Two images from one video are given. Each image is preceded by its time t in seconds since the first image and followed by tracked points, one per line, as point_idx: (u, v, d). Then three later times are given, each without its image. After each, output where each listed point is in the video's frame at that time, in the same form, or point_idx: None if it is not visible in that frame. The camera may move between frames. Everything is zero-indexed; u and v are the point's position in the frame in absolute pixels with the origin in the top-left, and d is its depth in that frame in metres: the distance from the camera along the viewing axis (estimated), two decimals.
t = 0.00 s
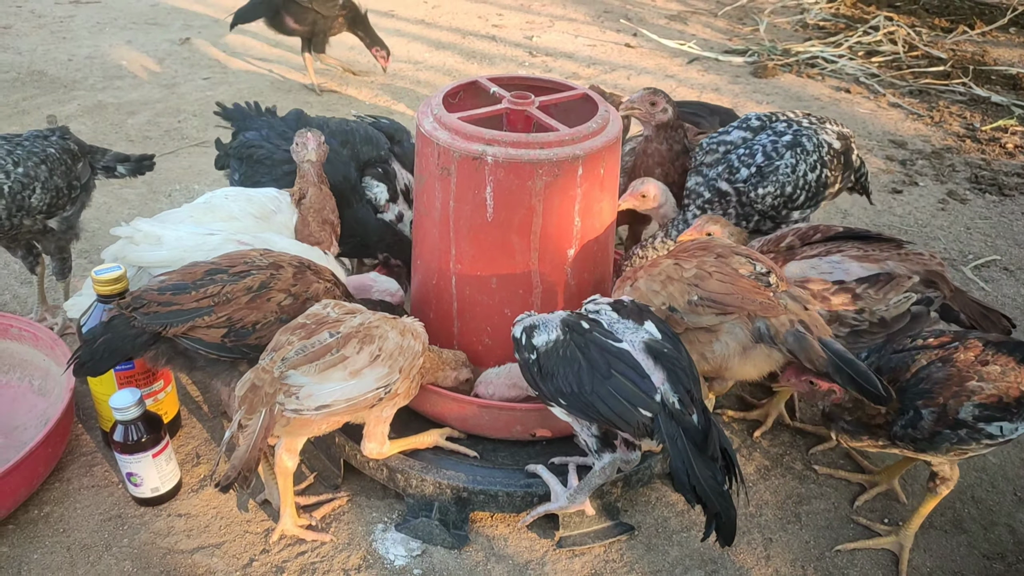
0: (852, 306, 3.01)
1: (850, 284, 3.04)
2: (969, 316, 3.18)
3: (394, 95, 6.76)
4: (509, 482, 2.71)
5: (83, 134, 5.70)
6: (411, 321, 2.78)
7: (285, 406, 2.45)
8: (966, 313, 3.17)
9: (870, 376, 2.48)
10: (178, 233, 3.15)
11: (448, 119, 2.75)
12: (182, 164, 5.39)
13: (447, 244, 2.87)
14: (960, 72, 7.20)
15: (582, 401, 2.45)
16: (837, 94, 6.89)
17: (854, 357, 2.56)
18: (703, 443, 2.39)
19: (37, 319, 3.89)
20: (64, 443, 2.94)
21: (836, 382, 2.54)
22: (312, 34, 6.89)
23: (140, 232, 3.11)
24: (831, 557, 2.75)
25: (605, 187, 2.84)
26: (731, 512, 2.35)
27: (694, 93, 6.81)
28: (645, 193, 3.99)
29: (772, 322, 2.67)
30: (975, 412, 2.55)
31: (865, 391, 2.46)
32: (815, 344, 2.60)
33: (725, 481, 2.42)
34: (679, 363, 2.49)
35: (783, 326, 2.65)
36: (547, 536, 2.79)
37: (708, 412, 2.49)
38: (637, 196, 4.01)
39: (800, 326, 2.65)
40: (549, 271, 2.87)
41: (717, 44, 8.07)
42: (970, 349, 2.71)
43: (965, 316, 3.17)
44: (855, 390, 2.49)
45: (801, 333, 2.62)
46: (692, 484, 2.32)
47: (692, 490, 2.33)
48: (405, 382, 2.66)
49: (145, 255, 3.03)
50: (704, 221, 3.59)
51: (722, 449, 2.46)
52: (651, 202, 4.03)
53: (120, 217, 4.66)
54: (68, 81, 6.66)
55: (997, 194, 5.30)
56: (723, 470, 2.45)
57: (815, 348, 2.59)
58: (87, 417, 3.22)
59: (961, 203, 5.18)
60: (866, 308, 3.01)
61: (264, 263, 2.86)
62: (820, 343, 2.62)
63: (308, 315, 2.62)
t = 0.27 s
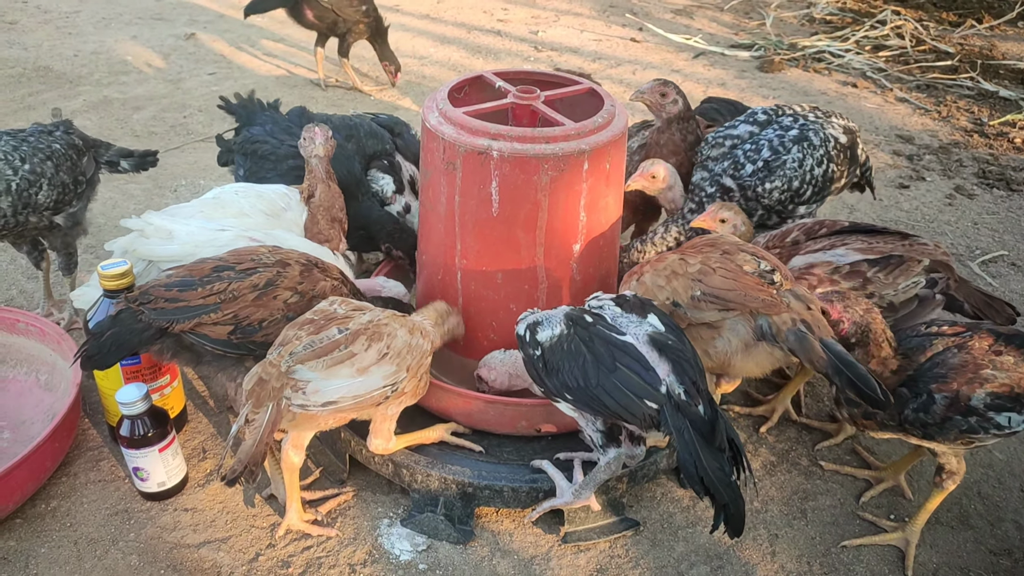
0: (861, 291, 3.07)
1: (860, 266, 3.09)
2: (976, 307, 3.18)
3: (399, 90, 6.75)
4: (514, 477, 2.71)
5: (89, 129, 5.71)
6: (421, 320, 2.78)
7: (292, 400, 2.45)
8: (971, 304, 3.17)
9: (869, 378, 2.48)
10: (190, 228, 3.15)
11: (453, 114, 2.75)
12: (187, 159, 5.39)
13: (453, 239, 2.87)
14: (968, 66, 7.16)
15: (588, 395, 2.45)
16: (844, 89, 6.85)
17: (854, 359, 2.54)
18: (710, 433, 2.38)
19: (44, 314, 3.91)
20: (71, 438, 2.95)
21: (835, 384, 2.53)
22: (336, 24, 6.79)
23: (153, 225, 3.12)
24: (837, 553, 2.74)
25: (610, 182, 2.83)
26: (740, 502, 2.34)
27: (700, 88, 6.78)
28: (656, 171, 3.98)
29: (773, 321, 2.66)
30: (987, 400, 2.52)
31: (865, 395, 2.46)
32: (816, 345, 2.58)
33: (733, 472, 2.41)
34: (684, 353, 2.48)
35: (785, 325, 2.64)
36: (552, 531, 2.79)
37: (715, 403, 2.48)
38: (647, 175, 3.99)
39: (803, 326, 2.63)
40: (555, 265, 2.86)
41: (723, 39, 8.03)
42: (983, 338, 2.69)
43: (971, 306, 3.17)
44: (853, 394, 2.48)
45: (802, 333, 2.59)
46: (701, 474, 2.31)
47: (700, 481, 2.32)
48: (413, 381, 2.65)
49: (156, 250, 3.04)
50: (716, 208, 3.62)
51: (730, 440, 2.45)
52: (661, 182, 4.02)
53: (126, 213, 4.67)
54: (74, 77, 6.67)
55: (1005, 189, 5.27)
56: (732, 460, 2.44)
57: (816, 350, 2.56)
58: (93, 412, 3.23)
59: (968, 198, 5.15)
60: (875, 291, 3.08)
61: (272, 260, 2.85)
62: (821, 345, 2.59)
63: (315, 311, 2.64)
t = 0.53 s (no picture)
0: (863, 288, 3.04)
1: (864, 266, 3.07)
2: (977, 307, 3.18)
3: (395, 87, 6.74)
4: (509, 474, 2.70)
5: (83, 126, 5.69)
6: (423, 296, 2.70)
7: (305, 408, 2.47)
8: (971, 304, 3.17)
9: (871, 374, 2.53)
10: (188, 224, 3.14)
11: (449, 111, 2.74)
12: (182, 156, 5.37)
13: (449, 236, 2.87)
14: (964, 64, 7.16)
15: (583, 391, 2.45)
16: (840, 86, 6.85)
17: (857, 356, 2.58)
18: (706, 427, 2.38)
19: (38, 312, 3.89)
20: (65, 435, 2.94)
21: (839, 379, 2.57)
22: (337, 19, 6.78)
23: (151, 221, 3.11)
24: (832, 550, 2.75)
25: (606, 179, 2.82)
26: (737, 495, 2.34)
27: (697, 86, 6.78)
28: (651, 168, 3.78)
29: (776, 318, 2.67)
30: (972, 391, 2.55)
31: (870, 390, 2.51)
32: (817, 341, 2.61)
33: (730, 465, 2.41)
34: (677, 347, 2.48)
35: (788, 322, 2.65)
36: (548, 528, 2.78)
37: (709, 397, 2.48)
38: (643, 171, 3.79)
39: (806, 324, 2.65)
40: (550, 262, 2.85)
41: (720, 36, 8.02)
42: (973, 332, 2.70)
43: (972, 306, 3.18)
44: (857, 389, 2.53)
45: (804, 331, 2.62)
46: (697, 468, 2.31)
47: (697, 474, 2.32)
48: (424, 359, 2.64)
49: (153, 245, 3.02)
50: (714, 198, 3.52)
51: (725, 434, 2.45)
52: (658, 178, 3.82)
53: (121, 210, 4.65)
54: (68, 73, 6.65)
55: (1001, 187, 5.28)
56: (728, 453, 2.44)
57: (819, 346, 2.60)
58: (87, 410, 3.22)
59: (964, 196, 5.15)
60: (877, 292, 3.03)
61: (267, 257, 2.85)
62: (824, 342, 2.62)
63: (313, 309, 2.62)
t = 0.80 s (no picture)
0: (853, 285, 3.09)
1: (856, 264, 3.11)
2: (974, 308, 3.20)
3: (393, 91, 6.74)
4: (504, 479, 2.70)
5: (79, 127, 5.68)
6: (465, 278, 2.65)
7: (345, 391, 2.52)
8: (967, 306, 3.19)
9: (857, 391, 2.49)
10: (187, 225, 3.13)
11: (446, 114, 2.74)
12: (178, 158, 5.36)
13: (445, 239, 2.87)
14: (959, 71, 7.19)
15: (576, 393, 2.45)
16: (836, 92, 6.88)
17: (844, 370, 2.55)
18: (699, 431, 2.38)
19: (32, 313, 3.88)
20: (58, 438, 2.92)
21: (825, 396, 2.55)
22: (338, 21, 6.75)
23: (150, 222, 3.10)
24: (826, 556, 2.75)
25: (602, 183, 2.82)
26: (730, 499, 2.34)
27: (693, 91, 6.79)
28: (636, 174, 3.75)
29: (766, 329, 2.67)
30: (914, 364, 2.65)
31: (852, 407, 2.48)
32: (807, 354, 2.60)
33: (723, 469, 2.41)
34: (670, 352, 2.48)
35: (777, 334, 2.65)
36: (542, 533, 2.78)
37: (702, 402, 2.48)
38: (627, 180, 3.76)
39: (795, 336, 2.65)
40: (546, 266, 2.86)
41: (716, 42, 8.05)
42: (935, 316, 2.77)
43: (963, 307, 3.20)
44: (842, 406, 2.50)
45: (793, 344, 2.62)
46: (691, 472, 2.30)
47: (690, 479, 2.31)
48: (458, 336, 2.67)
49: (151, 245, 3.01)
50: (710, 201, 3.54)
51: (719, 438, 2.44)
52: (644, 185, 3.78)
53: (116, 212, 4.64)
54: (64, 74, 6.63)
55: (995, 193, 5.29)
56: (722, 458, 2.44)
57: (807, 360, 2.59)
58: (80, 412, 3.21)
59: (959, 203, 5.17)
60: (868, 290, 3.08)
61: (269, 259, 2.83)
62: (813, 356, 2.61)
63: (355, 283, 2.58)
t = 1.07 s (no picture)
0: (867, 287, 3.09)
1: (873, 266, 3.12)
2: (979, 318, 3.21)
3: (394, 91, 6.74)
4: (506, 478, 2.70)
5: (80, 127, 5.68)
6: (463, 274, 2.67)
7: (348, 387, 2.52)
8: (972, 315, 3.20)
9: (853, 395, 2.55)
10: (187, 224, 3.13)
11: (447, 114, 2.74)
12: (179, 158, 5.36)
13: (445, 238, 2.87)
14: (960, 71, 7.19)
15: (580, 399, 2.45)
16: (837, 93, 6.88)
17: (840, 374, 2.60)
18: (700, 451, 2.39)
19: (33, 313, 3.88)
20: (60, 437, 2.92)
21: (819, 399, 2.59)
22: (339, 24, 6.80)
23: (151, 221, 3.09)
24: (828, 555, 2.75)
25: (604, 183, 2.82)
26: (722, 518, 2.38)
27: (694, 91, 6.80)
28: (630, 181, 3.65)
29: (762, 333, 2.70)
30: (908, 376, 2.65)
31: (846, 411, 2.54)
32: (802, 358, 2.63)
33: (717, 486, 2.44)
34: (679, 370, 2.46)
35: (773, 337, 2.68)
36: (544, 533, 2.78)
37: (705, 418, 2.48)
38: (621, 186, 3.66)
39: (791, 339, 2.67)
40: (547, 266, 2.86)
41: (717, 42, 8.05)
42: (923, 325, 2.78)
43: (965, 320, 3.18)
44: (837, 409, 2.56)
45: (789, 347, 2.65)
46: (687, 491, 2.34)
47: (686, 496, 2.35)
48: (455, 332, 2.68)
49: (151, 244, 3.00)
50: (707, 190, 3.36)
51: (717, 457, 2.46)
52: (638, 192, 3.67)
53: (117, 211, 4.64)
54: (65, 74, 6.64)
55: (996, 193, 5.29)
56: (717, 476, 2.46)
57: (802, 364, 2.63)
58: (82, 412, 3.21)
59: (960, 203, 5.17)
60: (879, 293, 3.09)
61: (276, 273, 2.77)
62: (809, 359, 2.64)
63: (355, 280, 2.60)
